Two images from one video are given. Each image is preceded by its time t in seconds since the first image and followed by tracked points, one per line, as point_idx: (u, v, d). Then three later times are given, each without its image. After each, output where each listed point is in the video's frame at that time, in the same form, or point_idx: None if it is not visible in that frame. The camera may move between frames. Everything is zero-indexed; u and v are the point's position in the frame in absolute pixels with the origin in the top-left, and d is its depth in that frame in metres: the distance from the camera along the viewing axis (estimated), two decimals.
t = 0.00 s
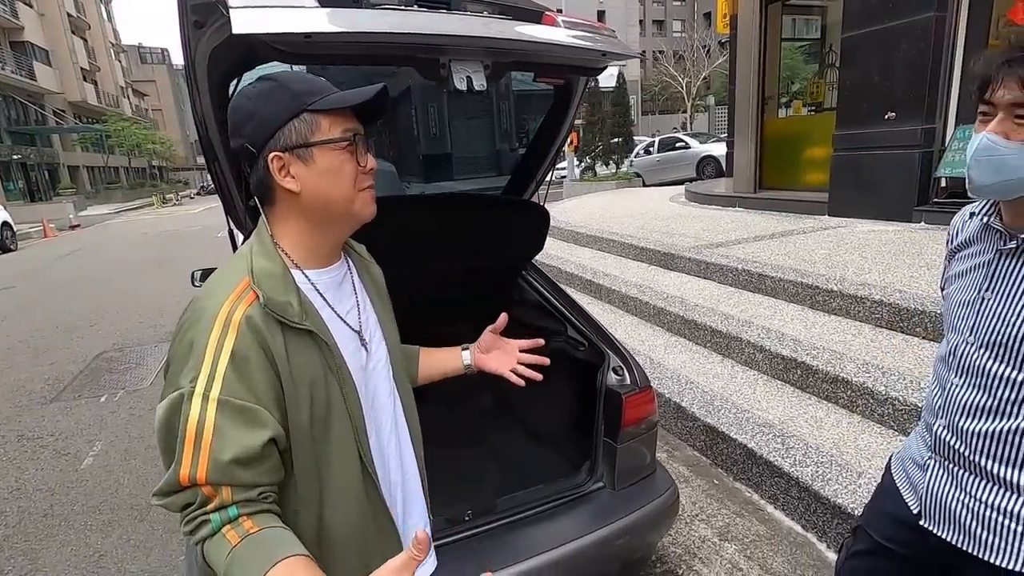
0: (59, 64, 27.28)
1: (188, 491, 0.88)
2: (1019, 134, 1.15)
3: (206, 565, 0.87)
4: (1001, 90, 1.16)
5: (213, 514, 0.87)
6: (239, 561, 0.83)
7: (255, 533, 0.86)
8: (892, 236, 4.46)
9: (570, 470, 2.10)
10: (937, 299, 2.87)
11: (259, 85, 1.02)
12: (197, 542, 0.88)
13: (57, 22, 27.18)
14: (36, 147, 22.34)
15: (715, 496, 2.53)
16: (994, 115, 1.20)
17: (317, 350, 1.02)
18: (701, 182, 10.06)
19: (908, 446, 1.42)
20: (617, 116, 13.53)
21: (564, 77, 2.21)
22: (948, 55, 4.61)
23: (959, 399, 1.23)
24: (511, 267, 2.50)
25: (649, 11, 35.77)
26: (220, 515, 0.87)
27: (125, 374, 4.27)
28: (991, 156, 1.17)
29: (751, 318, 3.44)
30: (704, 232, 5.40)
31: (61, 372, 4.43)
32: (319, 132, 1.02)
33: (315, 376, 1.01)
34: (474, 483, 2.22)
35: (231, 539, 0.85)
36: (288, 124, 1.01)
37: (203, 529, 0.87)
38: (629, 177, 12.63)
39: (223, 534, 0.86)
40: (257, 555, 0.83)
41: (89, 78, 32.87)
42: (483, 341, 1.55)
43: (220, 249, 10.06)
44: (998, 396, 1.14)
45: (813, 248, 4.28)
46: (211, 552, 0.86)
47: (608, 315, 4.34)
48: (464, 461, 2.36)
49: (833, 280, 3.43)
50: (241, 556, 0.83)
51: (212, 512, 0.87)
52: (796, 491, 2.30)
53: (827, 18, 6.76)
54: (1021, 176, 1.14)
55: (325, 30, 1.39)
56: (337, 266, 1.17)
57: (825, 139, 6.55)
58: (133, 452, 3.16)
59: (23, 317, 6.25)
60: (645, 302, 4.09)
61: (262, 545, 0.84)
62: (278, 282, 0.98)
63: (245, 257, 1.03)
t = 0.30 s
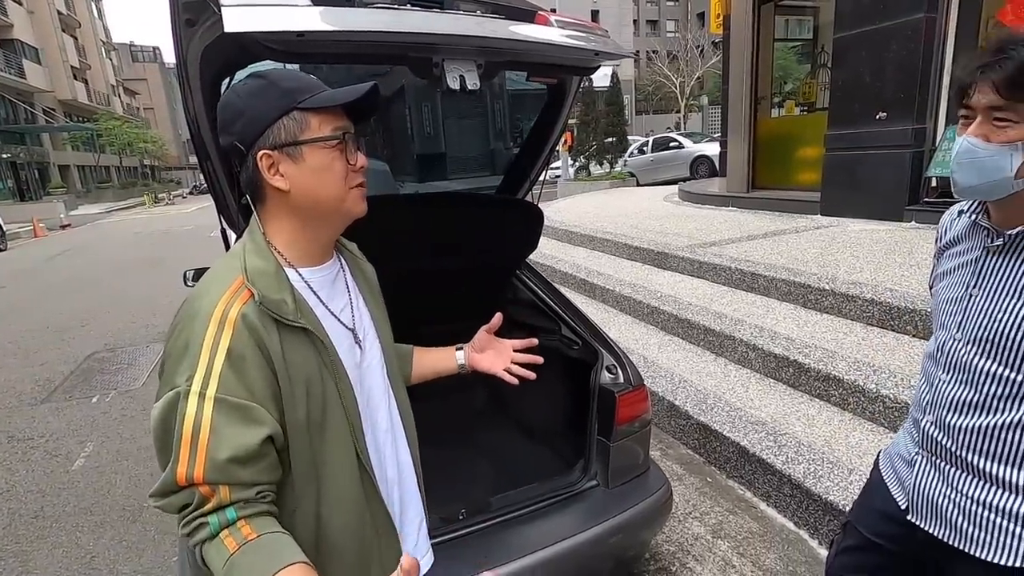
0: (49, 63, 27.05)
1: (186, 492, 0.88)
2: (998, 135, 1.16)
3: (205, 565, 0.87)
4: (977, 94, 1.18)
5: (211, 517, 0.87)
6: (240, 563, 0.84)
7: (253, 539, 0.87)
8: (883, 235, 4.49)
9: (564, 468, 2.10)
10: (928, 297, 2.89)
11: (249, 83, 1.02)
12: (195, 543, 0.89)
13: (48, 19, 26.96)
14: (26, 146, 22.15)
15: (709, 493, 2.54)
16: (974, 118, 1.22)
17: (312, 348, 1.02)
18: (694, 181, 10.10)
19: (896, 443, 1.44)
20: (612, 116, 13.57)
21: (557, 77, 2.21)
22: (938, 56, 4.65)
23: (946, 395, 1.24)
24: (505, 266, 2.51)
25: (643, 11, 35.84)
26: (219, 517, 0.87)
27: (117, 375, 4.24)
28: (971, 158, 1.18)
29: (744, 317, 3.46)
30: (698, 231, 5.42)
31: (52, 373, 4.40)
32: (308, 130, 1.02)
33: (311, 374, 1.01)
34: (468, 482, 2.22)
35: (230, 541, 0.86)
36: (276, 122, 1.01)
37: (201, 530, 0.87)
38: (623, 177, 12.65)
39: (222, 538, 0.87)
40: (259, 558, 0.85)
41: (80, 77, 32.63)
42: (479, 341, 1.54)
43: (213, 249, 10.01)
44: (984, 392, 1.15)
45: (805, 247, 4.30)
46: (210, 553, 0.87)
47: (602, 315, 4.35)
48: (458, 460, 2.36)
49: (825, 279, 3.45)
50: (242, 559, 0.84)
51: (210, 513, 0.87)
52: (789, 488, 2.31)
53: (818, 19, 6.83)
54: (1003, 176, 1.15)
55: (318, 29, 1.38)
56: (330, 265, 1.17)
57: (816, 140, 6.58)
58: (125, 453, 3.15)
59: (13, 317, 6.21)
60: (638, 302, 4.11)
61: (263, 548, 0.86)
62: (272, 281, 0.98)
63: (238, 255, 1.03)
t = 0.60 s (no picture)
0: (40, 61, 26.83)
1: (195, 496, 0.87)
2: (990, 137, 1.18)
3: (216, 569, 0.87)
4: (968, 97, 1.19)
5: (223, 520, 0.87)
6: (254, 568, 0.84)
7: (267, 541, 0.87)
8: (876, 234, 4.52)
9: (560, 468, 2.11)
10: (920, 296, 2.91)
11: (254, 86, 1.02)
12: (205, 548, 0.88)
13: (38, 17, 26.74)
14: (16, 145, 21.97)
15: (704, 492, 2.55)
16: (966, 121, 1.23)
17: (315, 352, 1.02)
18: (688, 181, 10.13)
19: (891, 442, 1.45)
20: (606, 116, 13.59)
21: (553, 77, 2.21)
22: (930, 57, 4.69)
23: (942, 394, 1.25)
24: (501, 266, 2.51)
25: (637, 11, 35.90)
26: (231, 521, 0.87)
27: (110, 376, 4.22)
28: (964, 159, 1.19)
29: (739, 316, 3.48)
30: (692, 230, 5.44)
31: (43, 374, 4.37)
32: (315, 135, 1.02)
33: (314, 377, 1.01)
34: (465, 482, 2.22)
35: (244, 546, 0.86)
36: (283, 127, 1.01)
37: (213, 535, 0.87)
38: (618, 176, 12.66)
39: (235, 541, 0.86)
40: (275, 561, 0.85)
41: (71, 75, 32.40)
42: (471, 354, 1.53)
43: (206, 249, 9.96)
44: (980, 392, 1.16)
45: (799, 246, 4.32)
46: (221, 557, 0.86)
47: (598, 314, 4.36)
48: (455, 460, 2.36)
49: (819, 278, 3.47)
50: (258, 563, 0.84)
51: (223, 517, 0.87)
52: (783, 486, 2.33)
53: (812, 19, 6.87)
54: (994, 177, 1.16)
55: (313, 29, 1.38)
56: (331, 268, 1.17)
57: (810, 140, 6.62)
58: (119, 454, 3.13)
59: (4, 317, 6.17)
60: (634, 301, 4.11)
61: (278, 551, 0.86)
62: (277, 284, 0.98)
63: (240, 257, 1.02)
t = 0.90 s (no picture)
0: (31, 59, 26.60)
1: (179, 493, 0.85)
2: (990, 133, 1.18)
3: (198, 567, 0.83)
4: (970, 93, 1.20)
5: (210, 514, 0.85)
6: (245, 558, 0.81)
7: (255, 533, 0.84)
8: (868, 233, 4.54)
9: (556, 467, 2.11)
10: (913, 295, 2.93)
11: (251, 82, 1.00)
12: (187, 547, 0.85)
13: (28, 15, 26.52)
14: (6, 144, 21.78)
15: (699, 490, 2.56)
16: (967, 117, 1.23)
17: (308, 351, 1.01)
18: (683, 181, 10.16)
19: (886, 439, 1.45)
20: (601, 115, 13.63)
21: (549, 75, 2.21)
22: (922, 57, 4.72)
23: (937, 391, 1.26)
24: (496, 264, 2.51)
25: (632, 11, 35.97)
26: (218, 515, 0.85)
27: (102, 377, 4.19)
28: (963, 156, 1.19)
29: (733, 315, 3.49)
30: (687, 229, 5.44)
31: (34, 375, 4.34)
32: (312, 131, 1.01)
33: (307, 377, 1.00)
34: (460, 482, 2.22)
35: (238, 535, 0.84)
36: (281, 121, 1.00)
37: (197, 531, 0.84)
38: (613, 175, 12.67)
39: (221, 535, 0.84)
40: (262, 551, 0.82)
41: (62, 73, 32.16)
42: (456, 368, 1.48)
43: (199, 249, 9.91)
44: (974, 389, 1.17)
45: (793, 245, 4.34)
46: (205, 553, 0.83)
47: (593, 313, 4.36)
48: (450, 459, 2.35)
49: (813, 277, 3.49)
50: (254, 547, 0.82)
51: (209, 512, 0.85)
52: (778, 484, 2.33)
53: (805, 20, 6.91)
54: (994, 173, 1.17)
55: (306, 25, 1.37)
56: (325, 266, 1.16)
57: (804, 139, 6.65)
58: (111, 455, 3.10)
59: None
60: (629, 300, 4.12)
61: (265, 541, 0.83)
62: (269, 283, 0.97)
63: (231, 257, 1.01)
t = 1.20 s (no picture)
0: (21, 57, 26.38)
1: (174, 486, 0.82)
2: (984, 131, 1.19)
3: (195, 559, 0.81)
4: (965, 91, 1.21)
5: (204, 505, 0.82)
6: (244, 540, 0.80)
7: (246, 518, 0.82)
8: (861, 232, 4.56)
9: (552, 466, 2.11)
10: (906, 294, 2.95)
11: (267, 80, 0.98)
12: (180, 540, 0.82)
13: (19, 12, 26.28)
14: None
15: (694, 488, 2.56)
16: (962, 115, 1.24)
17: (311, 350, 1.01)
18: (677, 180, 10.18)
19: (880, 437, 1.46)
20: (596, 114, 13.64)
21: (544, 74, 2.20)
22: (915, 57, 4.74)
23: (932, 389, 1.27)
24: (492, 263, 2.51)
25: (627, 10, 36.01)
26: (212, 505, 0.82)
27: (94, 377, 4.16)
28: (958, 154, 1.20)
29: (728, 314, 3.50)
30: (682, 228, 5.45)
31: (25, 375, 4.31)
32: (329, 132, 1.01)
33: (309, 375, 1.00)
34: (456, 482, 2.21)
35: (232, 518, 0.82)
36: (299, 120, 0.99)
37: (191, 523, 0.81)
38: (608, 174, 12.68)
39: (215, 525, 0.81)
40: (255, 535, 0.80)
41: (53, 72, 31.90)
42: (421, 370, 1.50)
43: (192, 248, 9.86)
44: (970, 387, 1.17)
45: (787, 244, 4.35)
46: (200, 545, 0.80)
47: (588, 312, 4.36)
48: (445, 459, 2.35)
49: (807, 276, 3.50)
50: (250, 526, 0.81)
51: (202, 503, 0.82)
52: (772, 482, 2.34)
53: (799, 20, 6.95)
54: (987, 172, 1.17)
55: (300, 22, 1.36)
56: (321, 266, 1.16)
57: (798, 139, 6.68)
58: (103, 456, 3.08)
59: None
60: (624, 299, 4.12)
61: (259, 524, 0.81)
62: (274, 279, 0.97)
63: (233, 255, 1.00)
